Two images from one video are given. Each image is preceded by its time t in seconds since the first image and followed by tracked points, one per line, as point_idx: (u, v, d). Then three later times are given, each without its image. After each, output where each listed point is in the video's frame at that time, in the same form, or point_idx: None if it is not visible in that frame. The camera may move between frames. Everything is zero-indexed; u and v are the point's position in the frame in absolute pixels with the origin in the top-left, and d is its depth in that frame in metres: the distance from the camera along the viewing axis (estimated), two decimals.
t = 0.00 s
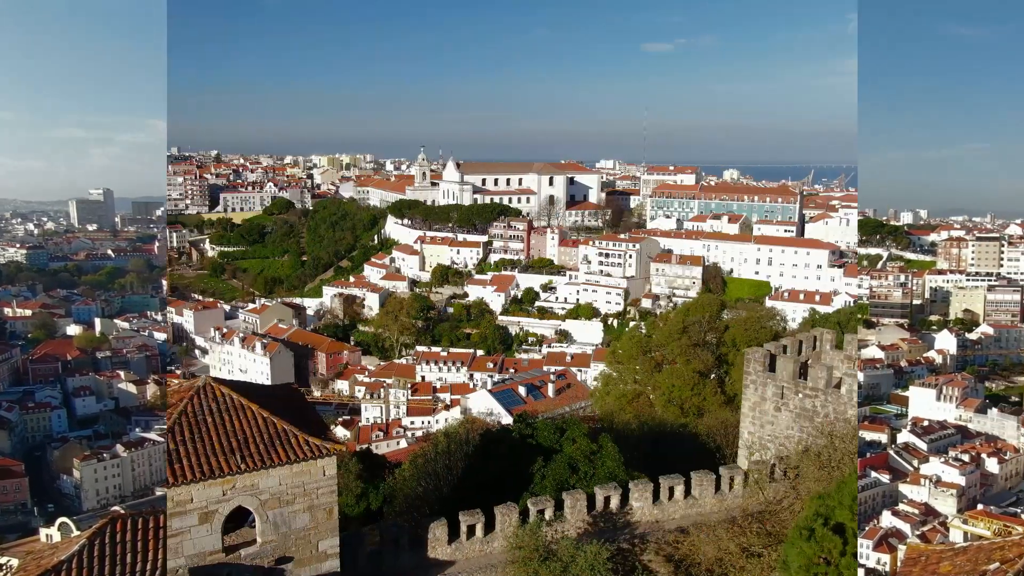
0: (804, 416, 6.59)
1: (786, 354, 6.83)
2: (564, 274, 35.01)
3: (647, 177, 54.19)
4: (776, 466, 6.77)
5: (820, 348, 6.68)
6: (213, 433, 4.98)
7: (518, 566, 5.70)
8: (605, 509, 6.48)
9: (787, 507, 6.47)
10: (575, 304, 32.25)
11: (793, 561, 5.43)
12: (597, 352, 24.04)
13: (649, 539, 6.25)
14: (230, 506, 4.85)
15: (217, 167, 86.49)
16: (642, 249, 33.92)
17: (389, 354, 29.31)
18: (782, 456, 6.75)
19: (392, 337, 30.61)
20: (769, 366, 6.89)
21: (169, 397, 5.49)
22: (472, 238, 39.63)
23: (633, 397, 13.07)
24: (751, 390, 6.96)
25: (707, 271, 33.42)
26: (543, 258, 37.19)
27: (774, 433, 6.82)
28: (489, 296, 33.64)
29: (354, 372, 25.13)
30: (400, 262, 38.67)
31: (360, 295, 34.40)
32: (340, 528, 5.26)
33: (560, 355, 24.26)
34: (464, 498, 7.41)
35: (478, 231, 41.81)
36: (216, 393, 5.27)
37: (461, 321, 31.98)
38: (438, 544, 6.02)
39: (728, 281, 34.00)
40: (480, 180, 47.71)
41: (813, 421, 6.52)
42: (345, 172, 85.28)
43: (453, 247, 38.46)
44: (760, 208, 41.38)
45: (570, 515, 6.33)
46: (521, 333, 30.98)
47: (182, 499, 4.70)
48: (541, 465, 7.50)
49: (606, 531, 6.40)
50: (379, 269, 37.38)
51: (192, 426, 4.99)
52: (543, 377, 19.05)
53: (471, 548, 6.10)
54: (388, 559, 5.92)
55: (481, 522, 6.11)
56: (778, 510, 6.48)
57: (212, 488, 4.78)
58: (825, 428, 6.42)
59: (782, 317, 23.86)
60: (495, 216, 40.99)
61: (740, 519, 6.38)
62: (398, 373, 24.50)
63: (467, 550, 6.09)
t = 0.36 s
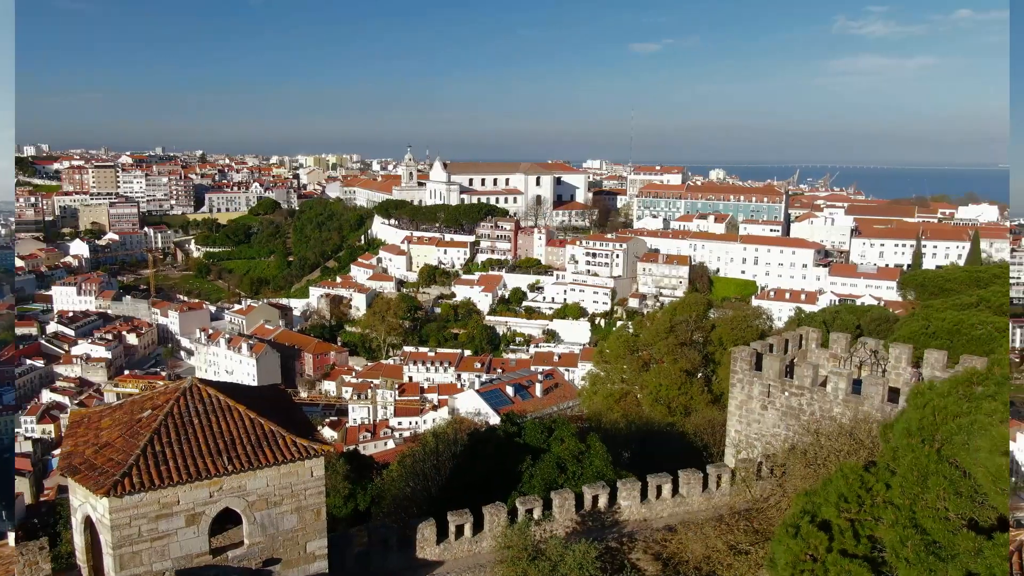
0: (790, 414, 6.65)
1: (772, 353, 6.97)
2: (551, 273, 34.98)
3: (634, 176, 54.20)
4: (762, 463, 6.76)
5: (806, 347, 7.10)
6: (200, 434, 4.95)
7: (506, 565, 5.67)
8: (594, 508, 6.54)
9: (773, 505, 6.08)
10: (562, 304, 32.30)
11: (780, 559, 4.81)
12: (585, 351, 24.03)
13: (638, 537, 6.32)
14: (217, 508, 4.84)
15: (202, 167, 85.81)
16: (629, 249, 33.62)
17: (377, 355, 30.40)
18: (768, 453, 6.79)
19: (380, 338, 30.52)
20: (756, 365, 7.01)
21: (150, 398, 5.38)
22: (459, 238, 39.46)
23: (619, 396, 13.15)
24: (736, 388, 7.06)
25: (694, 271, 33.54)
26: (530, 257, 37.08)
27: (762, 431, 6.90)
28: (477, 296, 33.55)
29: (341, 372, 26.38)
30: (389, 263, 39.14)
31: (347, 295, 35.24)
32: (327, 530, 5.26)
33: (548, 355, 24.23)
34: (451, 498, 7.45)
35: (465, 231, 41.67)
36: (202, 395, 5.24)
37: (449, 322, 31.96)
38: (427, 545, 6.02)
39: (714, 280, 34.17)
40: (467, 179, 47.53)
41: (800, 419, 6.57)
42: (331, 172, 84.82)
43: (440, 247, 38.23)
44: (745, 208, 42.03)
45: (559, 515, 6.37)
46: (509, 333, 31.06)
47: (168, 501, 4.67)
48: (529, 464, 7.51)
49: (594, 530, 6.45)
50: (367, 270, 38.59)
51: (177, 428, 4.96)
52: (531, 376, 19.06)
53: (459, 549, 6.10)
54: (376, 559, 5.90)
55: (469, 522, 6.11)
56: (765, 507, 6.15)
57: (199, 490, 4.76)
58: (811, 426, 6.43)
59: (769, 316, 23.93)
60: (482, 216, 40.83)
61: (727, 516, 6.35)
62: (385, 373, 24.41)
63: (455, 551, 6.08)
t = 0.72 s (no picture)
0: (773, 413, 6.71)
1: (756, 351, 7.02)
2: (536, 273, 35.02)
3: (619, 176, 54.37)
4: (745, 461, 6.83)
5: (789, 346, 7.18)
6: (182, 436, 4.91)
7: (492, 566, 5.68)
8: (579, 508, 6.57)
9: (757, 503, 6.15)
10: (547, 304, 32.38)
11: (763, 557, 4.87)
12: (570, 351, 24.08)
13: (623, 536, 6.36)
14: (200, 510, 4.81)
15: (184, 167, 84.98)
16: (614, 249, 33.63)
17: (363, 356, 30.36)
18: (752, 452, 6.86)
19: (365, 339, 30.45)
20: (739, 364, 7.07)
21: (134, 399, 5.31)
22: (444, 238, 39.39)
23: (605, 395, 13.20)
24: (720, 387, 7.12)
25: (678, 270, 33.72)
26: (515, 258, 37.10)
27: (745, 430, 6.96)
28: (462, 296, 33.52)
29: (326, 373, 26.20)
30: (373, 263, 39.07)
31: (332, 296, 35.13)
32: (311, 531, 5.25)
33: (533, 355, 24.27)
34: (437, 500, 7.47)
35: (450, 231, 41.63)
36: (185, 397, 5.21)
37: (434, 322, 31.94)
38: (412, 546, 6.02)
39: (698, 279, 34.41)
40: (452, 180, 47.50)
41: (782, 417, 6.64)
42: (315, 172, 84.38)
43: (425, 247, 38.15)
44: (729, 208, 42.37)
45: (544, 514, 6.40)
46: (494, 334, 31.10)
47: (151, 504, 4.64)
48: (514, 462, 7.56)
49: (579, 529, 6.49)
50: (352, 271, 38.44)
51: (159, 430, 4.92)
52: (516, 376, 19.09)
53: (444, 550, 6.10)
54: (363, 560, 5.97)
55: (454, 523, 6.12)
56: (749, 505, 6.23)
57: (182, 493, 4.73)
58: (794, 424, 6.51)
59: (753, 315, 24.12)
60: (467, 216, 40.81)
61: (711, 514, 6.40)
62: (370, 374, 24.33)
63: (440, 551, 6.09)
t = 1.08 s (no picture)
0: (756, 411, 6.77)
1: (739, 351, 7.08)
2: (521, 273, 35.04)
3: (602, 176, 54.52)
4: (728, 459, 6.89)
5: (771, 345, 7.24)
6: (164, 439, 4.88)
7: (477, 566, 5.69)
8: (564, 507, 6.59)
9: (740, 501, 6.22)
10: (532, 304, 32.43)
11: (746, 554, 4.91)
12: (555, 351, 24.14)
13: (607, 536, 6.39)
14: (181, 514, 4.77)
15: (163, 166, 84.05)
16: (598, 249, 33.70)
17: (347, 357, 30.25)
18: (735, 450, 6.91)
19: (349, 339, 30.34)
20: (722, 363, 7.13)
21: (113, 403, 5.26)
22: (428, 238, 39.31)
23: (589, 395, 13.24)
24: (704, 386, 7.18)
25: (662, 269, 33.87)
26: (500, 258, 37.09)
27: (728, 429, 7.02)
28: (446, 297, 33.48)
29: (310, 375, 26.06)
30: (357, 264, 38.92)
31: (316, 296, 34.95)
32: (295, 534, 5.23)
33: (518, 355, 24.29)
34: (422, 501, 7.45)
35: (434, 231, 41.55)
36: (166, 400, 5.17)
37: (419, 322, 31.89)
38: (396, 547, 6.01)
39: (682, 279, 34.62)
40: (436, 180, 47.41)
41: (765, 415, 6.70)
42: (298, 172, 83.85)
43: (409, 247, 38.05)
44: (712, 207, 42.66)
45: (529, 514, 6.42)
46: (479, 334, 31.10)
47: (131, 508, 4.60)
48: (499, 463, 7.57)
49: (564, 529, 6.51)
50: (336, 272, 38.24)
51: (140, 433, 4.88)
52: (501, 377, 19.10)
53: (429, 550, 6.09)
54: (347, 562, 5.96)
55: (439, 524, 6.11)
56: (732, 503, 6.28)
57: (163, 496, 4.69)
58: (776, 422, 6.56)
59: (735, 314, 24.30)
60: (451, 217, 40.76)
61: (695, 512, 6.45)
62: (354, 375, 24.23)
63: (425, 552, 6.08)
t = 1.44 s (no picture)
0: (738, 410, 6.84)
1: (720, 350, 7.13)
2: (504, 273, 35.05)
3: (585, 176, 54.65)
4: (711, 458, 6.95)
5: (753, 344, 7.29)
6: (143, 443, 4.83)
7: (461, 567, 5.69)
8: (548, 507, 6.61)
9: (722, 499, 6.27)
10: (515, 304, 32.47)
11: (728, 554, 4.95)
12: (538, 351, 24.18)
13: (591, 536, 6.41)
14: (162, 518, 4.73)
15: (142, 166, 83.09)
16: (581, 249, 33.76)
17: (329, 357, 30.12)
18: (717, 449, 6.98)
19: (332, 340, 30.23)
20: (704, 362, 7.18)
21: (91, 406, 5.20)
22: (411, 238, 39.20)
23: (573, 394, 13.24)
24: (686, 385, 7.24)
25: (645, 269, 34.04)
26: (483, 258, 37.06)
27: (711, 428, 7.07)
28: (429, 297, 33.43)
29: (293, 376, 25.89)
30: (340, 264, 38.75)
31: (298, 297, 34.72)
32: (277, 536, 5.20)
33: (501, 355, 24.31)
34: (405, 502, 7.44)
35: (417, 231, 41.44)
36: (146, 403, 5.11)
37: (402, 323, 31.81)
38: (380, 549, 6.00)
39: (665, 278, 34.83)
40: (419, 180, 47.29)
41: (747, 414, 6.76)
42: (279, 172, 83.25)
43: (392, 248, 37.92)
44: (694, 207, 42.95)
45: (512, 515, 6.44)
46: (462, 334, 31.09)
47: (111, 513, 4.55)
48: (482, 464, 7.57)
49: (547, 529, 6.53)
50: (318, 272, 38.02)
51: (120, 436, 4.83)
52: (485, 377, 19.10)
53: (412, 552, 6.08)
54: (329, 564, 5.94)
55: (422, 525, 6.11)
56: (714, 502, 6.35)
57: (143, 501, 4.65)
58: (758, 421, 6.63)
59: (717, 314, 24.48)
60: (434, 217, 40.67)
61: (678, 511, 6.51)
62: (337, 376, 24.13)
63: (409, 553, 6.07)
